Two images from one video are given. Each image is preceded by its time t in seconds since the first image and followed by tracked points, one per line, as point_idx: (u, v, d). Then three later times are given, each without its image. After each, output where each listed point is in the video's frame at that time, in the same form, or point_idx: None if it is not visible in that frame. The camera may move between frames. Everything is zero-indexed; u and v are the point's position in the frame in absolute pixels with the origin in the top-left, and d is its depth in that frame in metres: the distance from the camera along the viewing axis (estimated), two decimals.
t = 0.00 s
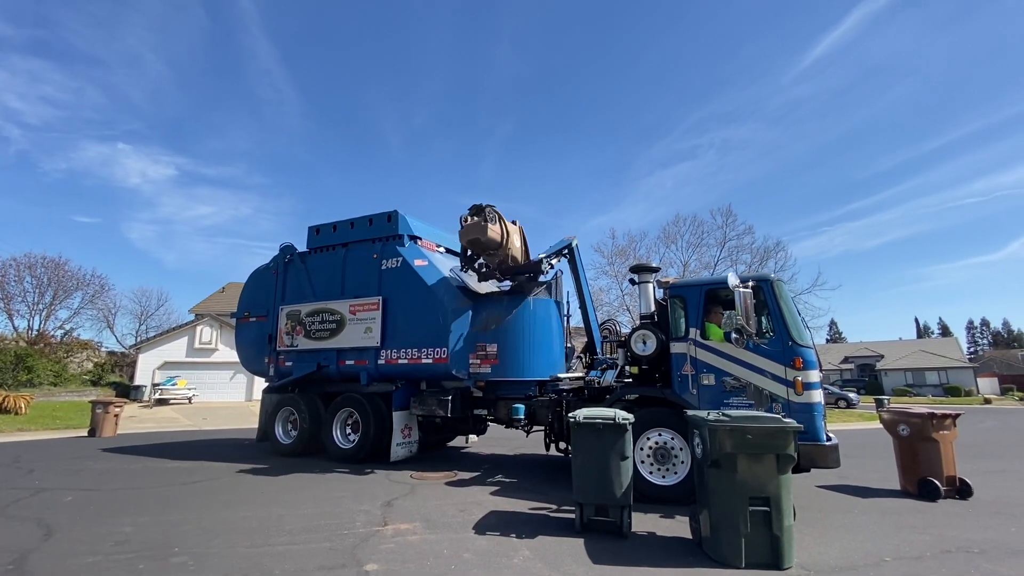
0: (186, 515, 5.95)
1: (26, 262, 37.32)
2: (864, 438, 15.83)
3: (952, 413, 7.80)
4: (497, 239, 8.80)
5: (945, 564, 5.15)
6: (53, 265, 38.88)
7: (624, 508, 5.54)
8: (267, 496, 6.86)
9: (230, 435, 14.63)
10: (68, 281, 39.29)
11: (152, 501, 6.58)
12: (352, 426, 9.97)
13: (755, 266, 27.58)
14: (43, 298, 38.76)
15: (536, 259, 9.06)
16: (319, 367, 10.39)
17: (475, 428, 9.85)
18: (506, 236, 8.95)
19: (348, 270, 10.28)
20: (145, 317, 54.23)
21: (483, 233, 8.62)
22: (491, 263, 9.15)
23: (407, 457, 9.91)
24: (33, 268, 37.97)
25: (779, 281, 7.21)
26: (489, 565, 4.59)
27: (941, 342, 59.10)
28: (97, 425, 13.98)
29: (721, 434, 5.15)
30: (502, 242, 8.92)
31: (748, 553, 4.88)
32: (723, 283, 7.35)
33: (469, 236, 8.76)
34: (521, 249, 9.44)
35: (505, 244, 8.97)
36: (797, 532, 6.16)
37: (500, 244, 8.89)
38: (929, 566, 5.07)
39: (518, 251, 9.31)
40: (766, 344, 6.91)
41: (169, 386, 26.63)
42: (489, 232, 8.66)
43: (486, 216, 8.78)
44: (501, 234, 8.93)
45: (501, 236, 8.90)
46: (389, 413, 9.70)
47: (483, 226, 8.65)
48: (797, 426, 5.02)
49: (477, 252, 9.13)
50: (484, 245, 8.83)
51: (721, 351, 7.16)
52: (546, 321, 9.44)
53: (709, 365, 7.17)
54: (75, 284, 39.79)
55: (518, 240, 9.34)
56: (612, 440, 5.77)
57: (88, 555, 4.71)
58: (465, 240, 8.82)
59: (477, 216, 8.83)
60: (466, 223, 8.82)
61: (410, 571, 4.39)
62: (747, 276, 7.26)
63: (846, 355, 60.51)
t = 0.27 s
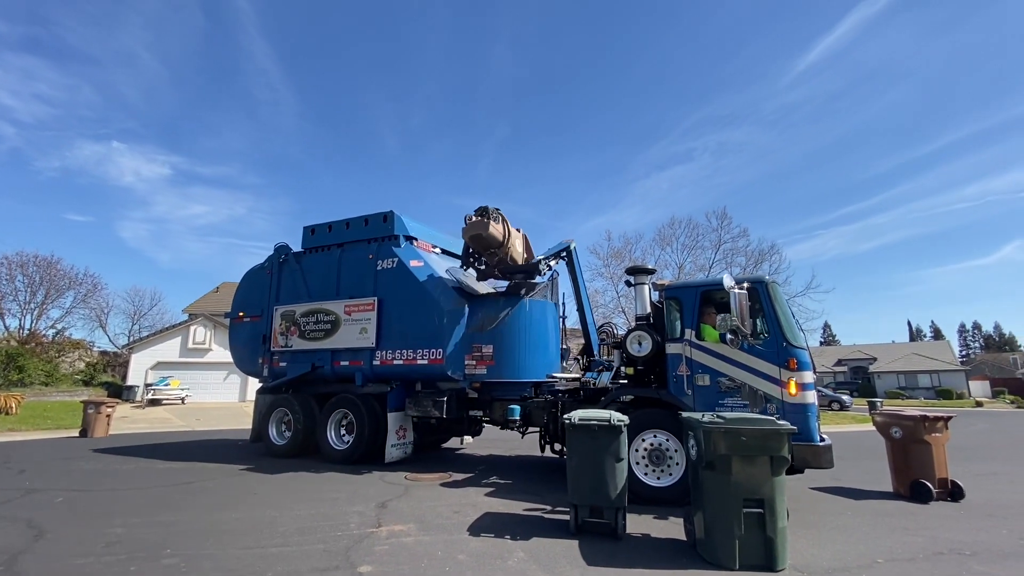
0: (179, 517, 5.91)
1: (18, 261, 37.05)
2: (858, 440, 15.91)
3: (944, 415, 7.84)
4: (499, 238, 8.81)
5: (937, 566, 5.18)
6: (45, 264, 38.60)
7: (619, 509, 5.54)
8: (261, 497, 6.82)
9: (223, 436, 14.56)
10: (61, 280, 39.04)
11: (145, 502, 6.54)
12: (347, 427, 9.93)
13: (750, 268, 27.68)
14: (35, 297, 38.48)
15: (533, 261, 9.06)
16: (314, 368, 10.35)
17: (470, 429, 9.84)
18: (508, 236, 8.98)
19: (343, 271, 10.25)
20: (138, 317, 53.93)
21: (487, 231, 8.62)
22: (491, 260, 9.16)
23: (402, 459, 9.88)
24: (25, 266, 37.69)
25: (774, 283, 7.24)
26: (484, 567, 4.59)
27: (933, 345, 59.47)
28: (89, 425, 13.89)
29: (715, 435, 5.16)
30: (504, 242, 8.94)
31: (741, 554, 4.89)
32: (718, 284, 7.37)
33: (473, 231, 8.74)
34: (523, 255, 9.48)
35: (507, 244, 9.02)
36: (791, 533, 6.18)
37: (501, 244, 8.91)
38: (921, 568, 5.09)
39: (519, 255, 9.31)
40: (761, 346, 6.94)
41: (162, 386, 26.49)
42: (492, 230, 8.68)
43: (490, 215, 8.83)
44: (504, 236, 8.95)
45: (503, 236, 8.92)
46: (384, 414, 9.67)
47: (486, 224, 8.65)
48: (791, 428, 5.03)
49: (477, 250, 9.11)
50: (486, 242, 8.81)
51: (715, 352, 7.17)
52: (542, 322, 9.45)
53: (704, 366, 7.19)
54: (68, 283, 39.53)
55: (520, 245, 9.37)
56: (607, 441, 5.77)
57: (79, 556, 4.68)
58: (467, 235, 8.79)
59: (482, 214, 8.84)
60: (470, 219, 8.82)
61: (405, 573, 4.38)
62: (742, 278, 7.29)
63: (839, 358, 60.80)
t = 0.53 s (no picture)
0: (171, 516, 5.88)
1: (10, 258, 36.74)
2: (850, 441, 15.98)
3: (936, 417, 7.88)
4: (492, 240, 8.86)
5: (928, 567, 5.21)
6: (37, 261, 38.34)
7: (614, 510, 5.55)
8: (254, 497, 6.79)
9: (216, 435, 14.48)
10: (52, 277, 38.77)
11: (137, 502, 6.49)
12: (341, 427, 9.90)
13: (745, 270, 27.76)
14: (26, 294, 38.17)
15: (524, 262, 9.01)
16: (308, 367, 10.32)
17: (465, 429, 9.83)
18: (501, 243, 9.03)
19: (339, 270, 10.22)
20: (132, 315, 53.67)
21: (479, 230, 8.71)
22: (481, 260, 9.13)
23: (396, 459, 9.86)
24: (17, 263, 37.43)
25: (768, 285, 7.26)
26: (478, 567, 4.58)
27: (925, 348, 59.85)
28: (81, 424, 13.79)
29: (710, 436, 5.17)
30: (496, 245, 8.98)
31: (735, 555, 4.91)
32: (713, 286, 7.39)
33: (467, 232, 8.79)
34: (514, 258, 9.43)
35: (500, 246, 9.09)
36: (784, 534, 6.21)
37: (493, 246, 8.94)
38: (913, 569, 5.12)
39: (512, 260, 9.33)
40: (755, 348, 6.96)
41: (155, 385, 26.35)
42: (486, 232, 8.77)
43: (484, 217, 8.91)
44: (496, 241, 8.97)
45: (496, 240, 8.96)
46: (378, 413, 9.65)
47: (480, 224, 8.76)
48: (785, 429, 5.06)
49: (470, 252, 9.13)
50: (480, 243, 8.85)
51: (710, 354, 7.19)
52: (538, 323, 9.45)
53: (699, 367, 7.20)
54: (60, 281, 39.25)
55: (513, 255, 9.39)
56: (602, 442, 5.77)
57: (70, 556, 4.65)
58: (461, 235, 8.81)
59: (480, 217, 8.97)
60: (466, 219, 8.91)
61: (399, 573, 4.36)
62: (737, 280, 7.31)
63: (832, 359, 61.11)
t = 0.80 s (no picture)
0: (164, 514, 5.85)
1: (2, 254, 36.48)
2: (844, 442, 16.06)
3: (928, 418, 7.93)
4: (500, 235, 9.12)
5: (920, 567, 5.24)
6: (30, 257, 38.08)
7: (608, 509, 5.55)
8: (248, 496, 6.76)
9: (210, 433, 14.43)
10: (45, 274, 38.51)
11: (130, 500, 6.45)
12: (336, 425, 9.87)
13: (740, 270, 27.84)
14: (18, 290, 37.90)
15: (523, 261, 8.99)
16: (303, 365, 10.29)
17: (460, 428, 9.81)
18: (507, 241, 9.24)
19: (334, 268, 10.19)
20: (125, 312, 53.40)
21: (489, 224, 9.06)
22: (484, 253, 9.22)
23: (391, 458, 9.85)
24: (10, 260, 37.15)
25: (764, 286, 7.28)
26: (473, 566, 4.58)
27: (918, 349, 60.18)
28: (74, 421, 13.70)
29: (704, 436, 5.18)
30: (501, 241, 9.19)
31: (729, 554, 4.92)
32: (709, 287, 7.40)
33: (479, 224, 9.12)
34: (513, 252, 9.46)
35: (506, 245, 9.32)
36: (777, 534, 6.24)
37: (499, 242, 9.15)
38: (905, 569, 5.16)
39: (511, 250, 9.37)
40: (750, 348, 6.98)
41: (149, 382, 26.22)
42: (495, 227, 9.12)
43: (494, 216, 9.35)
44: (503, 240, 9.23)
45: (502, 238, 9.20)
46: (373, 412, 9.63)
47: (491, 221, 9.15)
48: (779, 429, 5.07)
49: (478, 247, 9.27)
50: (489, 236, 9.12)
51: (706, 354, 7.21)
52: (535, 323, 9.44)
53: (694, 368, 7.22)
54: (53, 278, 39.00)
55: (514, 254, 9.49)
56: (598, 441, 5.78)
57: (61, 554, 4.61)
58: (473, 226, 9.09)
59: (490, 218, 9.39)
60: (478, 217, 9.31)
61: (393, 572, 4.35)
62: (732, 281, 7.33)
63: (826, 360, 61.39)
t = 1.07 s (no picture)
0: (159, 511, 5.83)
1: None
2: (839, 441, 16.12)
3: (922, 419, 7.97)
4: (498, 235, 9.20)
5: (913, 566, 5.27)
6: (24, 253, 37.88)
7: (604, 508, 5.57)
8: (243, 493, 6.75)
9: (206, 431, 14.38)
10: (40, 270, 38.31)
11: (124, 497, 6.44)
12: (332, 423, 9.86)
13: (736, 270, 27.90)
14: (13, 286, 37.68)
15: (522, 260, 9.00)
16: (299, 363, 10.27)
17: (456, 426, 9.81)
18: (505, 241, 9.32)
19: (331, 266, 10.17)
20: (120, 309, 53.21)
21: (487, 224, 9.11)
22: (483, 251, 9.26)
23: (387, 456, 9.84)
24: (4, 255, 36.94)
25: (760, 286, 7.30)
26: (468, 564, 4.58)
27: (913, 350, 60.45)
28: (68, 418, 13.65)
29: (700, 435, 5.20)
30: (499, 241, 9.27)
31: (723, 552, 4.94)
32: (705, 287, 7.42)
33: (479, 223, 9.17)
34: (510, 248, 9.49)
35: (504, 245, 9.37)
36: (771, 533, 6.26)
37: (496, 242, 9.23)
38: (898, 568, 5.18)
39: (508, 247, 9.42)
40: (746, 348, 7.00)
41: (144, 379, 26.13)
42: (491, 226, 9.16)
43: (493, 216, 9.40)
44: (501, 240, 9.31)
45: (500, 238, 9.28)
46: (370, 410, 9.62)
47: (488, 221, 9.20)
48: (774, 429, 5.08)
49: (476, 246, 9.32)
50: (489, 235, 9.17)
51: (701, 353, 7.22)
52: (531, 322, 9.44)
53: (690, 367, 7.24)
54: (47, 274, 38.81)
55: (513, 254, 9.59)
56: (593, 440, 5.79)
57: (55, 551, 4.59)
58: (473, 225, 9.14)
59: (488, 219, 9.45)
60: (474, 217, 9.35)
61: (388, 570, 4.35)
62: (729, 281, 7.34)
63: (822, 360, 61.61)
